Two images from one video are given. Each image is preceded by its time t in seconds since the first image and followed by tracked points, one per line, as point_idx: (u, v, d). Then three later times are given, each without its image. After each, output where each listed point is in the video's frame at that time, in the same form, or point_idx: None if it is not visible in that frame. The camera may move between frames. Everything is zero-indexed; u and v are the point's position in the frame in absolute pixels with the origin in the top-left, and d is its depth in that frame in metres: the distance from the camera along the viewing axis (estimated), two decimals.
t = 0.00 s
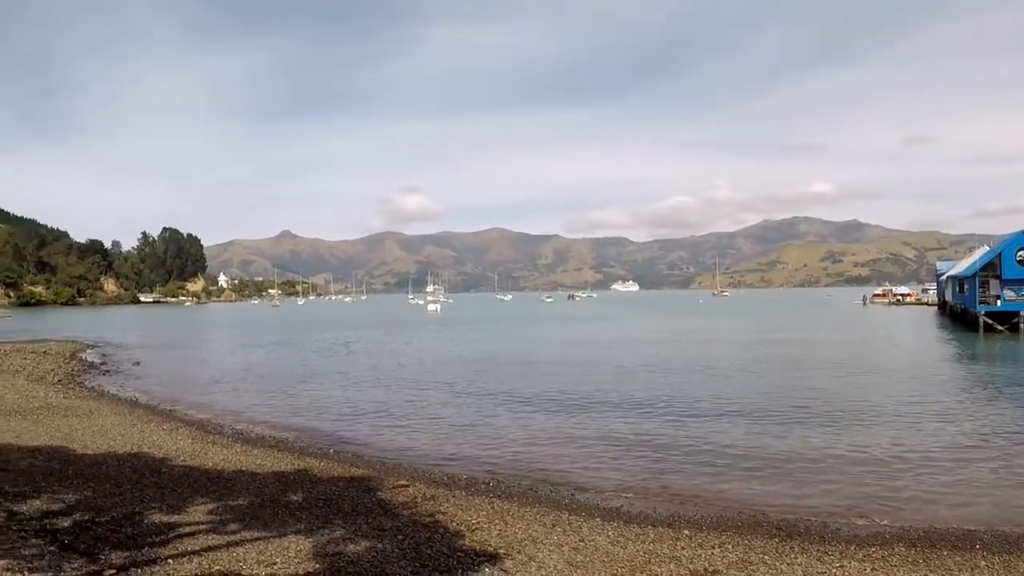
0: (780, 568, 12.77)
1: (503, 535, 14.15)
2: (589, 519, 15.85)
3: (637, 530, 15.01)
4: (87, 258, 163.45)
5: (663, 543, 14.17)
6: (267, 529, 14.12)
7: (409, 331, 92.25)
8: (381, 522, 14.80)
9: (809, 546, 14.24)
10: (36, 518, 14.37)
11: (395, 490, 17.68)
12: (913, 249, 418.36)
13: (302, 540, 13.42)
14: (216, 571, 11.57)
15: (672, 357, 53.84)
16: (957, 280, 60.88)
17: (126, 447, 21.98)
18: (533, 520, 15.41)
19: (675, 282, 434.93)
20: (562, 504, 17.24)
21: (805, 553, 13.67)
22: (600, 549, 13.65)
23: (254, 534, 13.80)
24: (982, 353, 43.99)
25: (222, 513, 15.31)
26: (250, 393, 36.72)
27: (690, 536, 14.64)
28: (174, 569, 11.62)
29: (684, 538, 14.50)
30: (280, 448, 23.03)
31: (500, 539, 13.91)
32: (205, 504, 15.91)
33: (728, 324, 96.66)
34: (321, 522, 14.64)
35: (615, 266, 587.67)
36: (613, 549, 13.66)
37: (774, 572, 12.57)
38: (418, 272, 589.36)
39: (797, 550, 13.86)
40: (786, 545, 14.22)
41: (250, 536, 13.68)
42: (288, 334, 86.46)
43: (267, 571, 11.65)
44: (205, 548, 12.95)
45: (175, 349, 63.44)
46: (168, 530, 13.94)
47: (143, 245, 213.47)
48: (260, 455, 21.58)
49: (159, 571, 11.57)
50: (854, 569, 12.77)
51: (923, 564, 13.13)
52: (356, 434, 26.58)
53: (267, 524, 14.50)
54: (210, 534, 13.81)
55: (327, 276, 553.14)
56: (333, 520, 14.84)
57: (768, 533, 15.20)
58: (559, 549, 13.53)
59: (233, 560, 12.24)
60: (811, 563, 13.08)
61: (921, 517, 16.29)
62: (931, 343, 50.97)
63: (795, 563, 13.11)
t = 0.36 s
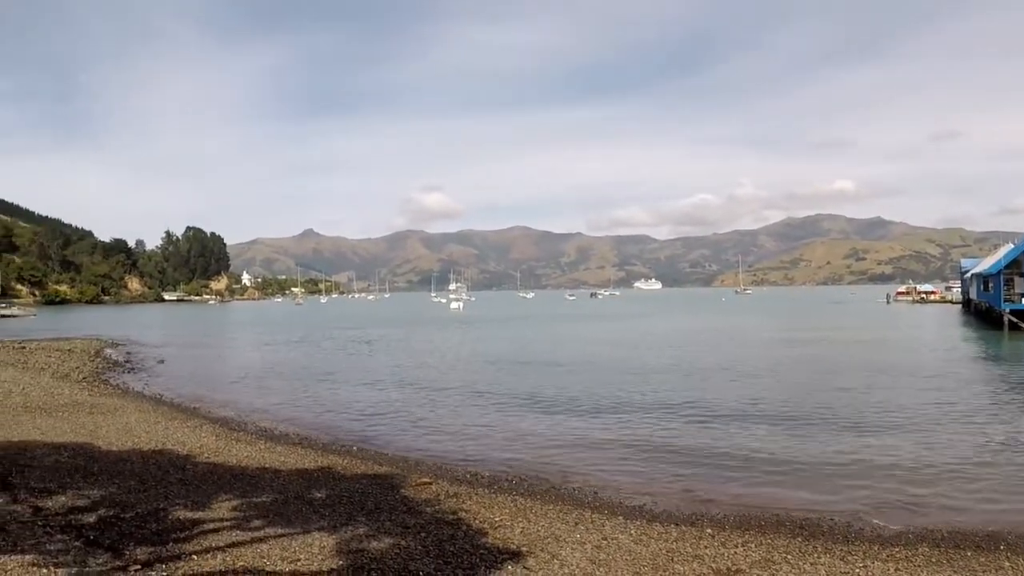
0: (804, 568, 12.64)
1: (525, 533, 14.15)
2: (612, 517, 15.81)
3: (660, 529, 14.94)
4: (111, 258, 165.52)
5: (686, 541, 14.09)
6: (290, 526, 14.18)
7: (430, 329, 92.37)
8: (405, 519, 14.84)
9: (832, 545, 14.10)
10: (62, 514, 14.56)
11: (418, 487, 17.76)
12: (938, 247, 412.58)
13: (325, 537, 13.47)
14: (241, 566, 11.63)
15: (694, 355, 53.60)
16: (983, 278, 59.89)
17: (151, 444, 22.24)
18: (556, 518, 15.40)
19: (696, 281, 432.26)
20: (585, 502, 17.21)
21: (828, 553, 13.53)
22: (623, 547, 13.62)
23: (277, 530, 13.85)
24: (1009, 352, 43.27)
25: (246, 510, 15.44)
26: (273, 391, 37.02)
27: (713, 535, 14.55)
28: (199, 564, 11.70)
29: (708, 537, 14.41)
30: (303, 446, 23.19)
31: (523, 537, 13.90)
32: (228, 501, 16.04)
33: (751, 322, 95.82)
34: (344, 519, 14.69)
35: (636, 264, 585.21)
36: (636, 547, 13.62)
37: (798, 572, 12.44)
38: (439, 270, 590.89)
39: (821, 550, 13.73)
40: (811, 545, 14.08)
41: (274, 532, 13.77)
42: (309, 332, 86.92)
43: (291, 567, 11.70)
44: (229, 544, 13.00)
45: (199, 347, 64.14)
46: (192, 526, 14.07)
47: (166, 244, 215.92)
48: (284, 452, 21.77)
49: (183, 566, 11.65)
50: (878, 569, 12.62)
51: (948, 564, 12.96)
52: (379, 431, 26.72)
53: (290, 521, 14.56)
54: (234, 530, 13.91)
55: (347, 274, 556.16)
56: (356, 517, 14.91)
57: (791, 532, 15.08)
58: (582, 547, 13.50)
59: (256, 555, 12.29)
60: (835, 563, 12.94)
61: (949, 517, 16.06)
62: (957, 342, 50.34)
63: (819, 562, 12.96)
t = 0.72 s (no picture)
0: (827, 566, 12.54)
1: (548, 531, 14.16)
2: (635, 515, 15.79)
3: (683, 527, 14.90)
4: (134, 258, 167.55)
5: (709, 540, 14.04)
6: (314, 524, 14.27)
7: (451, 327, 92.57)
8: (428, 518, 14.89)
9: (855, 544, 13.98)
10: (87, 512, 14.77)
11: (441, 485, 17.83)
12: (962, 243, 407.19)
13: (349, 535, 13.53)
14: (264, 563, 11.66)
15: (716, 353, 53.31)
16: (1008, 274, 58.99)
17: (175, 442, 22.53)
18: (579, 516, 15.40)
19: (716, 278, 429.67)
20: (607, 500, 17.20)
21: (852, 551, 13.42)
22: (645, 545, 13.60)
23: (301, 528, 13.94)
24: None
25: (269, 507, 15.58)
26: (295, 389, 37.37)
27: (737, 533, 14.48)
28: (222, 561, 11.76)
29: (730, 535, 14.35)
30: (326, 444, 23.37)
31: (545, 535, 13.92)
32: (252, 498, 16.20)
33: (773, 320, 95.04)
34: (366, 517, 14.77)
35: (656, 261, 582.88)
36: (659, 545, 13.58)
37: (821, 570, 12.35)
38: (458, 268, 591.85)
39: (845, 549, 13.62)
40: (834, 544, 13.96)
41: (296, 530, 13.84)
42: (331, 331, 87.38)
43: (314, 565, 11.71)
44: (253, 542, 13.09)
45: (223, 345, 64.86)
46: (215, 524, 14.20)
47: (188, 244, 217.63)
48: (308, 450, 21.95)
49: (206, 563, 11.72)
50: (901, 568, 12.48)
51: (973, 563, 12.80)
52: (400, 429, 26.85)
53: (313, 519, 14.66)
54: (257, 527, 14.02)
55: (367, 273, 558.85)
56: (379, 515, 14.99)
57: (813, 530, 14.98)
58: (605, 545, 13.48)
59: (280, 552, 12.35)
60: (859, 562, 12.82)
61: (975, 515, 15.86)
62: (984, 339, 49.66)
63: (842, 561, 12.85)
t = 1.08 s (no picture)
0: (850, 566, 12.44)
1: (570, 529, 14.21)
2: (658, 513, 15.79)
3: (706, 526, 14.90)
4: (156, 258, 169.34)
5: (731, 538, 14.03)
6: (337, 522, 14.40)
7: (469, 325, 92.68)
8: (450, 516, 14.97)
9: (877, 543, 13.89)
10: (111, 509, 15.02)
11: (464, 483, 17.94)
12: (987, 239, 401.27)
13: (371, 534, 13.61)
14: (287, 561, 11.73)
15: (738, 351, 52.94)
16: None
17: (198, 440, 22.80)
18: (601, 514, 15.43)
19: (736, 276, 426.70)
20: (629, 498, 17.18)
21: (874, 551, 13.33)
22: (668, 543, 13.60)
23: (323, 526, 14.06)
24: None
25: (291, 505, 15.74)
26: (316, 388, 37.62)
27: (760, 532, 14.42)
28: (245, 558, 11.87)
29: (753, 534, 14.33)
30: (349, 442, 23.55)
31: (567, 533, 13.94)
32: (274, 496, 16.37)
33: (794, 318, 94.07)
34: (389, 515, 14.86)
35: (675, 258, 580.50)
36: (681, 544, 13.56)
37: (845, 569, 12.27)
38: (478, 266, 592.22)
39: (868, 548, 13.53)
40: (856, 543, 13.88)
41: (319, 528, 13.95)
42: (352, 329, 87.67)
43: (336, 562, 11.76)
44: (275, 539, 13.20)
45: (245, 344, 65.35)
46: (238, 522, 14.37)
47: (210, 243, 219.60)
48: (331, 448, 22.17)
49: (229, 561, 11.79)
50: (925, 567, 12.39)
51: (997, 562, 12.66)
52: (422, 427, 26.99)
53: (336, 517, 14.79)
54: (280, 525, 14.17)
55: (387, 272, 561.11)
56: (402, 513, 15.09)
57: (836, 528, 14.89)
58: (627, 543, 13.48)
59: (301, 550, 12.43)
60: (883, 561, 12.72)
61: (1001, 514, 15.66)
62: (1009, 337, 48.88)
63: (865, 560, 12.76)
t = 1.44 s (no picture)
0: (873, 565, 12.37)
1: (593, 528, 14.22)
2: (680, 513, 15.78)
3: (728, 525, 14.86)
4: (179, 258, 171.31)
5: (754, 538, 13.98)
6: (360, 520, 14.52)
7: (489, 324, 92.86)
8: (473, 514, 15.05)
9: (901, 543, 13.78)
10: (135, 508, 15.25)
11: (486, 482, 18.04)
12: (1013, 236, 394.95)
13: (394, 531, 13.72)
14: (310, 559, 11.79)
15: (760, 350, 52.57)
16: None
17: (221, 439, 23.09)
18: (624, 513, 15.46)
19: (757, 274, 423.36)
20: (651, 498, 17.17)
21: (897, 551, 13.23)
22: (691, 543, 13.58)
23: (346, 524, 14.19)
24: None
25: (315, 504, 15.89)
26: (338, 387, 37.93)
27: (783, 532, 14.36)
28: (270, 555, 11.95)
29: (776, 533, 14.27)
30: (371, 441, 23.74)
31: (590, 532, 13.96)
32: (298, 495, 16.55)
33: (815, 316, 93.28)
34: (412, 514, 14.98)
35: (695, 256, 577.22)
36: (704, 543, 13.54)
37: (867, 569, 12.19)
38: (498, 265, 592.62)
39: (892, 548, 13.43)
40: (880, 542, 13.78)
41: (342, 526, 14.08)
42: (372, 328, 88.16)
43: (359, 561, 11.81)
44: (299, 537, 13.35)
45: (267, 344, 65.90)
46: (261, 520, 14.53)
47: (232, 244, 221.81)
48: (354, 447, 22.36)
49: (253, 559, 11.92)
50: (948, 567, 12.28)
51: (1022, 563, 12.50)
52: (443, 426, 27.14)
53: (360, 515, 14.92)
54: (303, 523, 14.32)
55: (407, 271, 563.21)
56: (425, 512, 15.19)
57: (859, 528, 14.79)
58: (650, 542, 13.48)
59: (325, 548, 12.56)
60: (907, 561, 12.61)
61: None
62: None
63: (888, 560, 12.67)
